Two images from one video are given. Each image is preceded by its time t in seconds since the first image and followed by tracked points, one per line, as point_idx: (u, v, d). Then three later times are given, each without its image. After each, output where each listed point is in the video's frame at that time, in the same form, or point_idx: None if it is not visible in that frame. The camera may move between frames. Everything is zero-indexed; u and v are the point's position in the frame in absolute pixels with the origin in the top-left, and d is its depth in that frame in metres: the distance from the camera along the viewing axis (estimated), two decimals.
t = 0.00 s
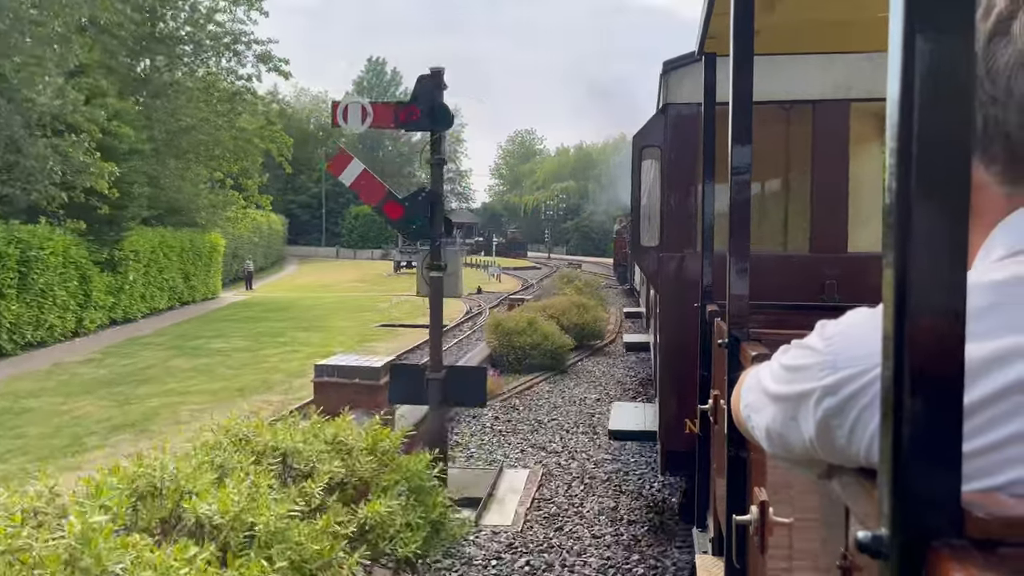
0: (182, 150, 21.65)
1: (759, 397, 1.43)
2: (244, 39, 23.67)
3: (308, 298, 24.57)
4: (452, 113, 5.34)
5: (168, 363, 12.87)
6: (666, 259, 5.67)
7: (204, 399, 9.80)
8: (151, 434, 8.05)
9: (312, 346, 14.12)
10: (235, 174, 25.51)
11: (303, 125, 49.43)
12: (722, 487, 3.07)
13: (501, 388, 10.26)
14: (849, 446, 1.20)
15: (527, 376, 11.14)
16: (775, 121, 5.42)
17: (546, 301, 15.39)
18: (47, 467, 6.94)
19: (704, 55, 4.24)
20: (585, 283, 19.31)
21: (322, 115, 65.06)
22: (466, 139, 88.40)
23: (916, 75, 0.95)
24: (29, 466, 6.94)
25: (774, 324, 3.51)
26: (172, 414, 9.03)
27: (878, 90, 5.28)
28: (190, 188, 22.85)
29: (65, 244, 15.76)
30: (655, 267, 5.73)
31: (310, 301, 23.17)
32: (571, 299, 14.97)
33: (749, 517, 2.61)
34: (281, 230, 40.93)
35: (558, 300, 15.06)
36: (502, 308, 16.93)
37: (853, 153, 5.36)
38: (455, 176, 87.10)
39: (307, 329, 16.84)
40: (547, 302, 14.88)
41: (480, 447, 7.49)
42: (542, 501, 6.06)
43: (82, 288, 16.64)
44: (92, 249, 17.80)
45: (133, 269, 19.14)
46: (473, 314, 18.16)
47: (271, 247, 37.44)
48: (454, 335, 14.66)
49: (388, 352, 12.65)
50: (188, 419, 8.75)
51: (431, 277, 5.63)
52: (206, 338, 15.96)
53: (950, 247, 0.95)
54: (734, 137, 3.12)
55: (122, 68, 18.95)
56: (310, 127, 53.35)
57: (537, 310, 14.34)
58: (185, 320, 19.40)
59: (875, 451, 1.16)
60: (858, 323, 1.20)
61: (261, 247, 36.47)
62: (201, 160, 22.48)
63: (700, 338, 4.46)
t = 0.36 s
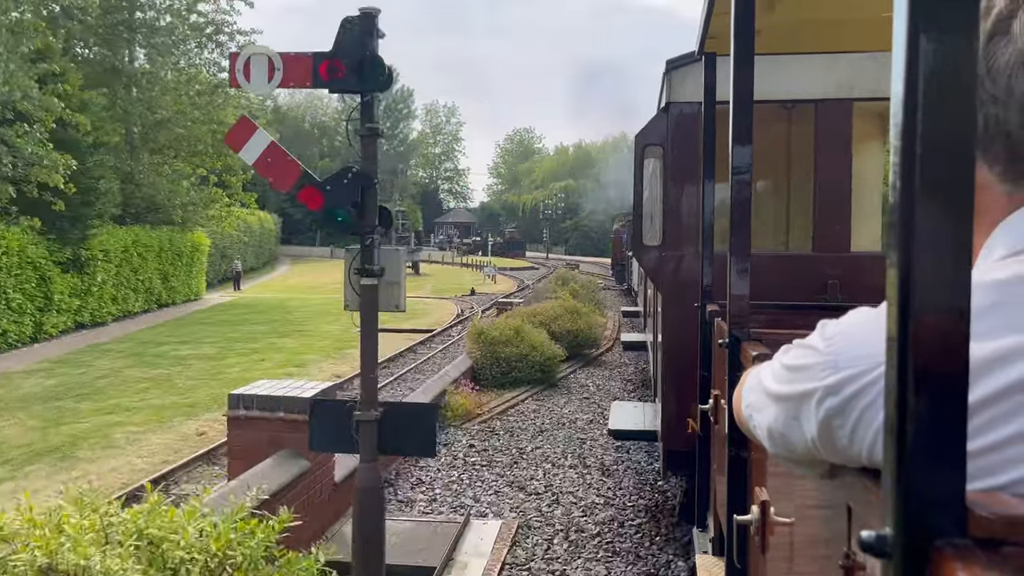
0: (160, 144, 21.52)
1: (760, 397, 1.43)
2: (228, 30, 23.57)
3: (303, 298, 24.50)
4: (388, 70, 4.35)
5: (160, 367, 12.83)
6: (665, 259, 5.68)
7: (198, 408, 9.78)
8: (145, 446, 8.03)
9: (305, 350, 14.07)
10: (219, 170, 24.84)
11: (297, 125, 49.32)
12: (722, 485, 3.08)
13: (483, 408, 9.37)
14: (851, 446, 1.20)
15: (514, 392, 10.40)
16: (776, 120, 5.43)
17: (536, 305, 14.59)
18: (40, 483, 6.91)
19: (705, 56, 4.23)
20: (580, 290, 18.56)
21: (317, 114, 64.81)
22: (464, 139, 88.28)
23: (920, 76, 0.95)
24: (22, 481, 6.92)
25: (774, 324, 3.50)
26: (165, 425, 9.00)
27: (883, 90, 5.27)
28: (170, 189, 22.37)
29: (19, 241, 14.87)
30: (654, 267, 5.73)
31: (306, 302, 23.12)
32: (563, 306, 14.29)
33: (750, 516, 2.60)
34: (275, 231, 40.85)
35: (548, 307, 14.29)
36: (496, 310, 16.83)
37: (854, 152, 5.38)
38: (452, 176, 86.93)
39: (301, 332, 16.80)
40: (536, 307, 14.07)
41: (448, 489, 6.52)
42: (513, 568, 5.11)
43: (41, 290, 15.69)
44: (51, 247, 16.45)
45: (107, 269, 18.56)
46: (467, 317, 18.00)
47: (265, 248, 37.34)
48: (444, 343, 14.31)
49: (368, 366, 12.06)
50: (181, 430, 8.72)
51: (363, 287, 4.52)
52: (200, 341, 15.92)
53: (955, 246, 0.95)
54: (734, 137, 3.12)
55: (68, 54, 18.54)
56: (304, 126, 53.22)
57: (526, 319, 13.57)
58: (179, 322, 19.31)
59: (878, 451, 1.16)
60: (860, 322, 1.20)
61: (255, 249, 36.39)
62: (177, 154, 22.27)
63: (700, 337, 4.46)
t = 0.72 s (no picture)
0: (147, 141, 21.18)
1: (763, 397, 1.43)
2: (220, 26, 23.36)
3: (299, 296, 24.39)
4: None
5: (154, 367, 12.74)
6: (666, 259, 5.68)
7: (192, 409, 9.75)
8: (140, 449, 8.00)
9: (300, 350, 13.99)
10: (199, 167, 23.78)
11: (292, 122, 48.95)
12: (723, 485, 3.08)
13: (456, 438, 8.19)
14: (853, 445, 1.21)
15: (495, 415, 9.32)
16: (779, 119, 5.45)
17: (527, 314, 13.44)
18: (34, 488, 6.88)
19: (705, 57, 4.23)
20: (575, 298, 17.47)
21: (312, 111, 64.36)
22: (461, 138, 87.98)
23: (924, 78, 0.95)
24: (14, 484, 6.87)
25: (775, 325, 3.50)
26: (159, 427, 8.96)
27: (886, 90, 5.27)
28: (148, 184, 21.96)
29: None
30: (654, 268, 5.73)
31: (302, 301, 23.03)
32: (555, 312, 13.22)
33: (750, 517, 2.61)
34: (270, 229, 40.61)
35: (540, 315, 13.17)
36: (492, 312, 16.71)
37: (858, 152, 5.40)
38: (451, 175, 86.67)
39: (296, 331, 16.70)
40: (526, 317, 12.94)
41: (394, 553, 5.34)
42: None
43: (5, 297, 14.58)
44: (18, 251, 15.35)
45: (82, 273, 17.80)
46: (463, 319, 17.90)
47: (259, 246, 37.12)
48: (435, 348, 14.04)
49: (341, 383, 11.00)
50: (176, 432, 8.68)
51: (213, 305, 3.17)
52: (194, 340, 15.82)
53: (959, 247, 0.96)
54: (736, 137, 3.13)
55: (49, 51, 17.10)
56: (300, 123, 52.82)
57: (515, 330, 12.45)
58: (174, 321, 19.20)
59: (881, 449, 1.17)
60: (863, 322, 1.20)
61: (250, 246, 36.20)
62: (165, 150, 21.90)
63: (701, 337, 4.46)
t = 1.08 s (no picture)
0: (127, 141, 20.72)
1: (767, 399, 1.43)
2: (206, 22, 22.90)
3: (296, 298, 24.30)
4: None
5: (151, 369, 12.70)
6: (666, 259, 5.67)
7: (188, 415, 9.72)
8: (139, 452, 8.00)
9: (297, 353, 13.94)
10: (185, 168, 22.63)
11: (289, 122, 48.74)
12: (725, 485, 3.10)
13: (421, 478, 7.04)
14: (857, 447, 1.21)
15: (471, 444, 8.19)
16: (777, 120, 5.46)
17: (515, 322, 12.23)
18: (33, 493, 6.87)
19: (706, 59, 4.24)
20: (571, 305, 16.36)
21: (310, 111, 64.02)
22: (460, 138, 87.72)
23: (928, 83, 0.95)
24: (14, 488, 6.86)
25: (776, 327, 3.51)
26: (157, 431, 8.94)
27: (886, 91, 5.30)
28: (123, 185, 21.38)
29: None
30: (654, 269, 5.73)
31: (299, 303, 22.96)
32: (547, 321, 12.09)
33: (752, 519, 2.62)
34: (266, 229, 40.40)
35: (530, 322, 11.99)
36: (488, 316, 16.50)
37: (856, 153, 5.41)
38: (451, 176, 86.41)
39: (293, 333, 16.63)
40: (514, 325, 11.75)
41: None
42: None
43: None
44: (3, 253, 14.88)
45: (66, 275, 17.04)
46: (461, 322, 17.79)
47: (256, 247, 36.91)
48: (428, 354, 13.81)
49: (307, 408, 9.97)
50: (174, 438, 8.66)
51: None
52: (190, 340, 15.77)
53: (963, 248, 0.96)
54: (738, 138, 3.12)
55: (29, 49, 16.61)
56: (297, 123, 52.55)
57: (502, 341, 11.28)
58: (172, 322, 19.13)
59: (886, 450, 1.17)
60: (866, 323, 1.20)
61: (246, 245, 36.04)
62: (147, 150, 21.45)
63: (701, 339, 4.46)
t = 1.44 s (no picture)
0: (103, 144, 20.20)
1: (769, 401, 1.43)
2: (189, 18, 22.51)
3: (293, 299, 24.20)
4: None
5: (143, 369, 12.65)
6: (667, 260, 5.64)
7: (155, 421, 9.23)
8: (133, 453, 7.97)
9: (291, 355, 13.90)
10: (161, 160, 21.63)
11: (287, 121, 48.50)
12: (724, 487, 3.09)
13: (362, 540, 5.71)
14: (858, 452, 1.21)
15: (434, 486, 6.89)
16: (776, 122, 5.49)
17: (497, 334, 10.90)
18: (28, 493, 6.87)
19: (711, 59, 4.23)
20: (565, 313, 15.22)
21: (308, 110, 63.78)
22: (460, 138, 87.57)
23: (931, 91, 0.95)
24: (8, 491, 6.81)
25: (776, 328, 3.51)
26: (150, 431, 8.91)
27: (884, 94, 5.27)
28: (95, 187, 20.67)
29: None
30: (654, 270, 5.68)
31: (295, 303, 22.87)
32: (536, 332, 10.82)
33: (751, 520, 2.61)
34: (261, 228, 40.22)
35: (515, 335, 10.68)
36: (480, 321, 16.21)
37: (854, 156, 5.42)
38: (451, 176, 86.19)
39: (288, 335, 16.55)
40: (496, 337, 10.45)
41: None
42: None
43: None
44: None
45: (36, 275, 16.29)
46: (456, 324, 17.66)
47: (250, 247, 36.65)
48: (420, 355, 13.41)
49: (257, 435, 8.78)
50: (169, 438, 8.64)
51: None
52: (185, 341, 15.70)
53: (965, 252, 0.95)
54: (740, 140, 3.11)
55: None
56: (295, 121, 52.31)
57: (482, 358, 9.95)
58: (168, 321, 19.08)
59: (885, 454, 1.17)
60: (868, 326, 1.20)
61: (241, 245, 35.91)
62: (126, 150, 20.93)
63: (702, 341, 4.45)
